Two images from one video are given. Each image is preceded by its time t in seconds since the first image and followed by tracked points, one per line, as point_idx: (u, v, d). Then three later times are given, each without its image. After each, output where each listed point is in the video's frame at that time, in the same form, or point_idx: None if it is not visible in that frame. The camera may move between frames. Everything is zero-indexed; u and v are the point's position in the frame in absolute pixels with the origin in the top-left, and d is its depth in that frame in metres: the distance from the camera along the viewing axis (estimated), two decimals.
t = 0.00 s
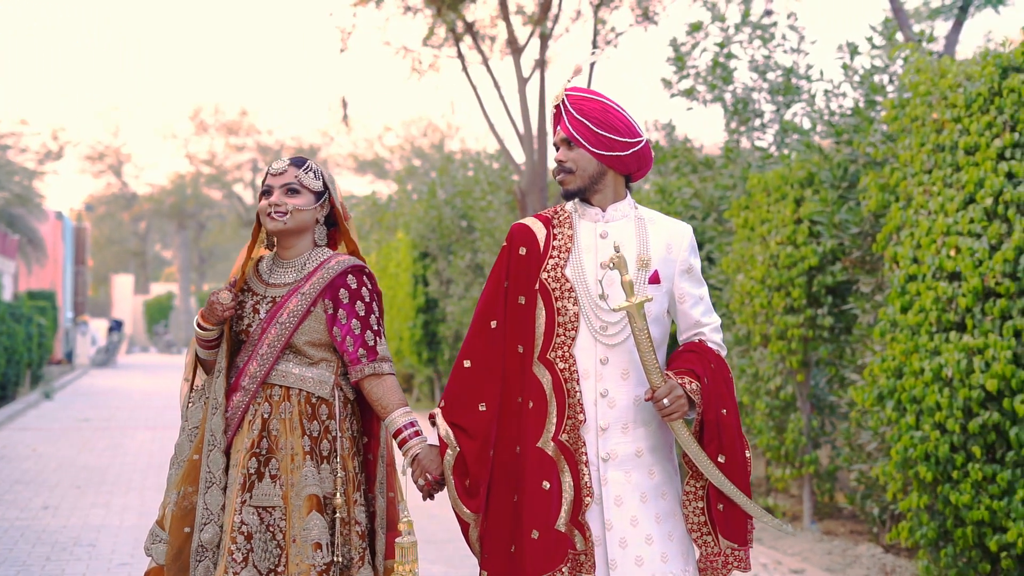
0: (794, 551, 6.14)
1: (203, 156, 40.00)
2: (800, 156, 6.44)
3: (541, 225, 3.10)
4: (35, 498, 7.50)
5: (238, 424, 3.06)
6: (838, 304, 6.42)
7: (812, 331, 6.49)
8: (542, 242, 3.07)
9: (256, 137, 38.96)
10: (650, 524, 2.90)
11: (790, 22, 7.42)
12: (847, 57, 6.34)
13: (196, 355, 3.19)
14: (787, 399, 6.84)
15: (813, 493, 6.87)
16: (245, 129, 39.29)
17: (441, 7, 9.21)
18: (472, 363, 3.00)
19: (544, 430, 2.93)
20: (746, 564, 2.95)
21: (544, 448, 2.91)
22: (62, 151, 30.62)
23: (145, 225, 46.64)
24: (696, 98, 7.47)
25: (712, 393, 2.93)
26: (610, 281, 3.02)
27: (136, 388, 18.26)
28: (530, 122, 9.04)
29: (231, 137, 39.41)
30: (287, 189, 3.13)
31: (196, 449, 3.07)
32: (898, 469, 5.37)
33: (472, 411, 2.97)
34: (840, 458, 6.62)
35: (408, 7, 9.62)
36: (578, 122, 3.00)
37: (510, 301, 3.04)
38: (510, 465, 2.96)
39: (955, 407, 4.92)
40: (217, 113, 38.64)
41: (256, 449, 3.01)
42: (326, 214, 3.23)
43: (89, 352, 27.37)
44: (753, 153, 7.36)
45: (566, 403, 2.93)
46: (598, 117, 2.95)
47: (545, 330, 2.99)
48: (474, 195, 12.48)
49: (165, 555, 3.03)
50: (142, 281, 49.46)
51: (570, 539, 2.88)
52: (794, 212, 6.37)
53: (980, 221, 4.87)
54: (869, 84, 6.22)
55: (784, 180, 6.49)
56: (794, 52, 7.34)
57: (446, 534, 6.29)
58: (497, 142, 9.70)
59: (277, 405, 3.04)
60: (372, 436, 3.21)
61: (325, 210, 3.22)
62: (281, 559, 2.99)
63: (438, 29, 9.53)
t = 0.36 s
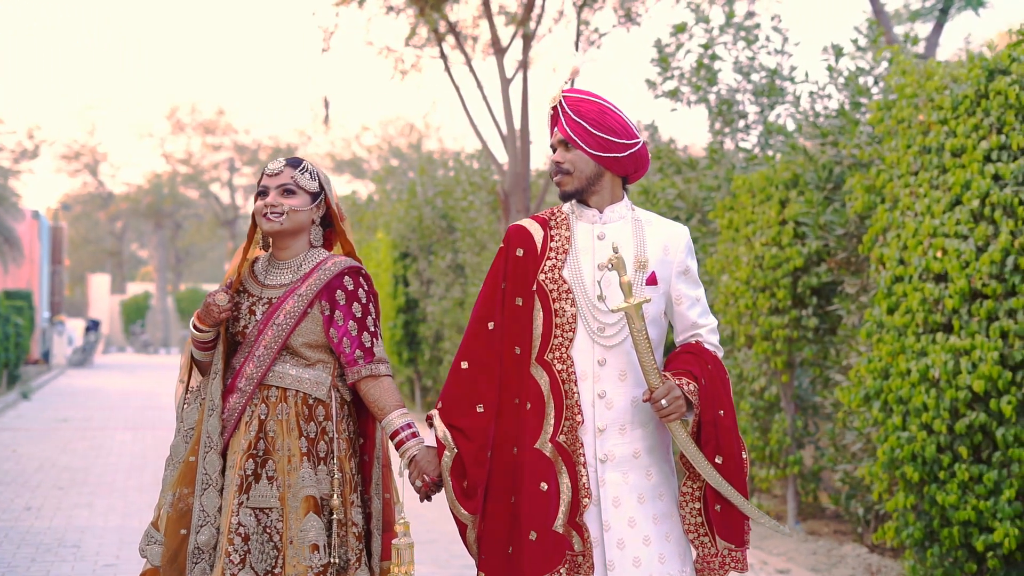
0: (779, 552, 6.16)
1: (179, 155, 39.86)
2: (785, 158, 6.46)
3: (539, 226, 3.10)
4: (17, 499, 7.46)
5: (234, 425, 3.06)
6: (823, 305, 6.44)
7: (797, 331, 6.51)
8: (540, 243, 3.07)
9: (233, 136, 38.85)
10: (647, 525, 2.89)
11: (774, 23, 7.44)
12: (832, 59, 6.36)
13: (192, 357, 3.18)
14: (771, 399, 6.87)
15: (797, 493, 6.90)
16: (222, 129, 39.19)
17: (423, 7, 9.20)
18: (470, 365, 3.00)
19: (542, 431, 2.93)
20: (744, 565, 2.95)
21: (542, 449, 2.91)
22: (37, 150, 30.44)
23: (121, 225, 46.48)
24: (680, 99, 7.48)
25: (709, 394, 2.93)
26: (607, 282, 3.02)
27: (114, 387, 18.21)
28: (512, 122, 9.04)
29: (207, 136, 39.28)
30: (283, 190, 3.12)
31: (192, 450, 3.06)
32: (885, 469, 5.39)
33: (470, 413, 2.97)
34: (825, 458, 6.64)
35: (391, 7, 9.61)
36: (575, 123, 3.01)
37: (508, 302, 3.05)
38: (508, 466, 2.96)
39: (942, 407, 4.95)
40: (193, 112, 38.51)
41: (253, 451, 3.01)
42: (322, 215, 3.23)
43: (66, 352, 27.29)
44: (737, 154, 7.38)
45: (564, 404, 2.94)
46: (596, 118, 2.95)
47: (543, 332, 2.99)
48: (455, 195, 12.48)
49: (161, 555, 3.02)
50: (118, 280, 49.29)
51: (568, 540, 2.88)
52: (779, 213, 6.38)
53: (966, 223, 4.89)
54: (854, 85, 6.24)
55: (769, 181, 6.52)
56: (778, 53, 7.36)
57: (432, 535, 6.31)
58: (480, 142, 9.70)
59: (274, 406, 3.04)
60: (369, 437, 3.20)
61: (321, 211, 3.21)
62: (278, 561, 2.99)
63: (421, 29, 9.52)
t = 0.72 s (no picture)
0: (770, 552, 6.17)
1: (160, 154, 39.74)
2: (775, 159, 6.47)
3: (541, 228, 3.11)
4: (5, 500, 7.43)
5: (236, 426, 3.05)
6: (813, 305, 6.45)
7: (787, 332, 6.52)
8: (542, 244, 3.07)
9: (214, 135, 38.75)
10: (651, 526, 2.90)
11: (763, 24, 7.45)
12: (823, 60, 6.37)
13: (192, 358, 3.18)
14: (761, 400, 6.88)
15: (787, 494, 6.92)
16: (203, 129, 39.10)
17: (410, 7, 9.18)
18: (472, 366, 3.00)
19: (545, 432, 2.93)
20: (747, 566, 2.95)
21: (546, 451, 2.91)
22: (17, 148, 30.30)
23: (102, 225, 46.33)
24: (669, 100, 7.49)
25: (712, 395, 2.93)
26: (611, 283, 3.02)
27: (98, 387, 18.17)
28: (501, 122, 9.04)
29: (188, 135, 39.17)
30: (284, 191, 3.11)
31: (193, 452, 3.06)
32: (877, 469, 5.41)
33: (473, 414, 2.97)
34: (814, 458, 6.66)
35: (378, 7, 9.59)
36: (579, 124, 3.00)
37: (510, 303, 3.05)
38: (510, 468, 2.96)
39: (934, 407, 4.96)
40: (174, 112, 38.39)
41: (255, 453, 3.01)
42: (323, 215, 3.23)
43: (48, 352, 27.20)
44: (727, 155, 7.39)
45: (567, 406, 2.94)
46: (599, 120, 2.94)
47: (546, 333, 2.99)
48: (440, 195, 12.47)
49: (162, 558, 3.01)
50: (99, 280, 49.13)
51: (572, 541, 2.88)
52: (769, 214, 6.39)
53: (959, 223, 4.90)
54: (844, 86, 6.25)
55: (759, 182, 6.53)
56: (767, 54, 7.37)
57: (422, 535, 6.31)
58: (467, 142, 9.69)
59: (276, 408, 3.04)
60: (370, 438, 3.20)
61: (322, 212, 3.21)
62: (280, 562, 2.99)
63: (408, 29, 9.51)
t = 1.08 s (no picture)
0: (762, 551, 6.19)
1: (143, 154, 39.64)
2: (767, 159, 6.48)
3: (546, 230, 3.11)
4: None
5: (240, 428, 3.07)
6: (805, 306, 6.47)
7: (779, 332, 6.54)
8: (547, 246, 3.08)
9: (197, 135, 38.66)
10: (657, 527, 2.90)
11: (754, 25, 7.47)
12: (814, 61, 6.39)
13: (196, 360, 3.19)
14: (751, 400, 6.90)
15: (778, 494, 6.94)
16: (186, 128, 39.00)
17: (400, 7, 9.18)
18: (477, 367, 3.00)
19: (550, 433, 2.92)
20: (752, 567, 2.95)
21: (551, 452, 2.91)
22: None
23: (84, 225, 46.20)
24: (660, 101, 7.50)
25: (717, 395, 2.94)
26: (616, 284, 3.03)
27: (82, 387, 18.11)
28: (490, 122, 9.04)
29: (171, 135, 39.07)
30: (287, 192, 3.11)
31: (197, 454, 3.07)
32: (870, 469, 5.42)
33: (478, 415, 2.96)
34: (805, 458, 6.68)
35: (367, 7, 9.58)
36: (583, 126, 3.00)
37: (515, 304, 3.05)
38: (515, 469, 2.96)
39: (928, 408, 4.97)
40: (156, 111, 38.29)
41: (259, 454, 3.02)
42: (327, 216, 3.22)
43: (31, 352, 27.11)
44: (717, 156, 7.40)
45: (572, 407, 2.93)
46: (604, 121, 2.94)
47: (551, 334, 2.99)
48: (427, 196, 12.47)
49: (165, 559, 3.02)
50: (82, 280, 48.98)
51: (578, 542, 2.87)
52: (760, 215, 6.40)
53: (953, 224, 4.91)
54: (836, 87, 6.27)
55: (750, 182, 6.54)
56: (758, 55, 7.39)
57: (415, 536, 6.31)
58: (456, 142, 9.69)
59: (280, 410, 3.05)
60: (374, 440, 3.20)
61: (325, 213, 3.20)
62: (285, 564, 2.99)
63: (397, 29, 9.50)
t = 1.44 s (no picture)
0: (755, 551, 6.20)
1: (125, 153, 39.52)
2: (759, 160, 6.49)
3: (550, 230, 3.12)
4: None
5: (244, 429, 3.08)
6: (796, 306, 6.48)
7: (770, 333, 6.55)
8: (552, 247, 3.08)
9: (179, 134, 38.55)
10: (661, 528, 2.89)
11: (745, 26, 7.48)
12: (806, 62, 6.39)
13: (199, 362, 3.21)
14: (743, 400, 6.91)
15: (769, 494, 6.95)
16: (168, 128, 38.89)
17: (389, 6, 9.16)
18: (482, 368, 3.00)
19: (556, 433, 2.92)
20: (756, 567, 2.95)
21: (557, 452, 2.91)
22: None
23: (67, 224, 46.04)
24: (651, 101, 7.51)
25: (722, 397, 2.94)
26: (621, 286, 3.03)
27: (68, 388, 18.04)
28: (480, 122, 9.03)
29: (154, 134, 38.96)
30: (292, 192, 3.12)
31: (201, 456, 3.09)
32: (864, 469, 5.44)
33: (484, 417, 2.97)
34: (795, 458, 6.70)
35: (356, 7, 9.55)
36: (588, 127, 3.00)
37: (520, 305, 3.06)
38: (519, 470, 2.97)
39: (922, 408, 4.98)
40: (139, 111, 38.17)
41: (263, 455, 3.03)
42: (330, 216, 3.24)
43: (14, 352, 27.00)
44: (708, 157, 7.41)
45: (578, 407, 2.93)
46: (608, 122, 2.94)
47: (556, 335, 3.00)
48: (415, 196, 12.45)
49: (169, 561, 3.04)
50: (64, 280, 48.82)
51: (583, 543, 2.87)
52: (752, 216, 6.41)
53: (947, 225, 4.92)
54: (828, 88, 6.28)
55: (742, 183, 6.54)
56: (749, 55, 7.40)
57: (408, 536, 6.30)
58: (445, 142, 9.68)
59: (284, 411, 3.07)
60: (377, 440, 3.23)
61: (329, 213, 3.22)
62: (289, 565, 3.00)
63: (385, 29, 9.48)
